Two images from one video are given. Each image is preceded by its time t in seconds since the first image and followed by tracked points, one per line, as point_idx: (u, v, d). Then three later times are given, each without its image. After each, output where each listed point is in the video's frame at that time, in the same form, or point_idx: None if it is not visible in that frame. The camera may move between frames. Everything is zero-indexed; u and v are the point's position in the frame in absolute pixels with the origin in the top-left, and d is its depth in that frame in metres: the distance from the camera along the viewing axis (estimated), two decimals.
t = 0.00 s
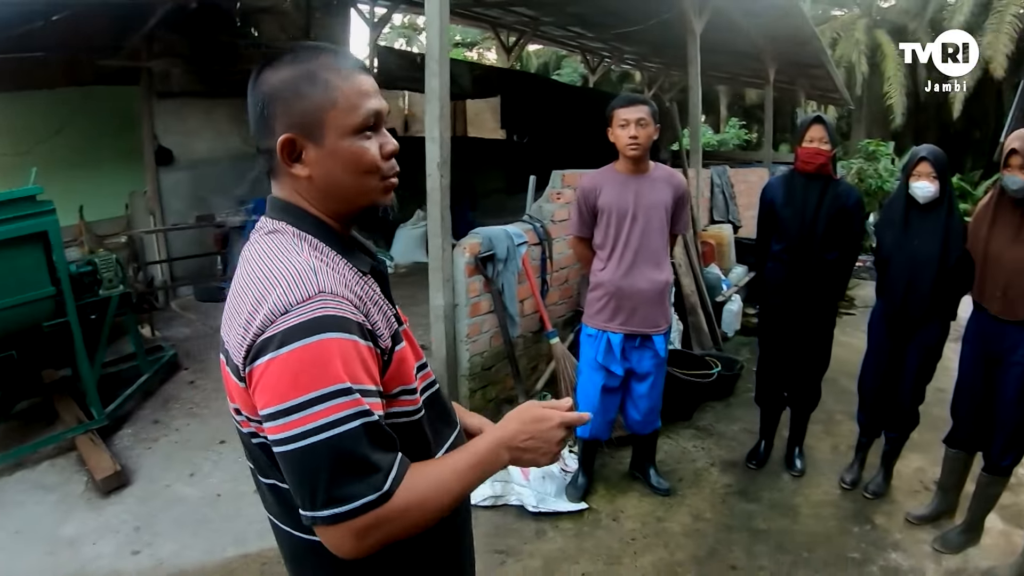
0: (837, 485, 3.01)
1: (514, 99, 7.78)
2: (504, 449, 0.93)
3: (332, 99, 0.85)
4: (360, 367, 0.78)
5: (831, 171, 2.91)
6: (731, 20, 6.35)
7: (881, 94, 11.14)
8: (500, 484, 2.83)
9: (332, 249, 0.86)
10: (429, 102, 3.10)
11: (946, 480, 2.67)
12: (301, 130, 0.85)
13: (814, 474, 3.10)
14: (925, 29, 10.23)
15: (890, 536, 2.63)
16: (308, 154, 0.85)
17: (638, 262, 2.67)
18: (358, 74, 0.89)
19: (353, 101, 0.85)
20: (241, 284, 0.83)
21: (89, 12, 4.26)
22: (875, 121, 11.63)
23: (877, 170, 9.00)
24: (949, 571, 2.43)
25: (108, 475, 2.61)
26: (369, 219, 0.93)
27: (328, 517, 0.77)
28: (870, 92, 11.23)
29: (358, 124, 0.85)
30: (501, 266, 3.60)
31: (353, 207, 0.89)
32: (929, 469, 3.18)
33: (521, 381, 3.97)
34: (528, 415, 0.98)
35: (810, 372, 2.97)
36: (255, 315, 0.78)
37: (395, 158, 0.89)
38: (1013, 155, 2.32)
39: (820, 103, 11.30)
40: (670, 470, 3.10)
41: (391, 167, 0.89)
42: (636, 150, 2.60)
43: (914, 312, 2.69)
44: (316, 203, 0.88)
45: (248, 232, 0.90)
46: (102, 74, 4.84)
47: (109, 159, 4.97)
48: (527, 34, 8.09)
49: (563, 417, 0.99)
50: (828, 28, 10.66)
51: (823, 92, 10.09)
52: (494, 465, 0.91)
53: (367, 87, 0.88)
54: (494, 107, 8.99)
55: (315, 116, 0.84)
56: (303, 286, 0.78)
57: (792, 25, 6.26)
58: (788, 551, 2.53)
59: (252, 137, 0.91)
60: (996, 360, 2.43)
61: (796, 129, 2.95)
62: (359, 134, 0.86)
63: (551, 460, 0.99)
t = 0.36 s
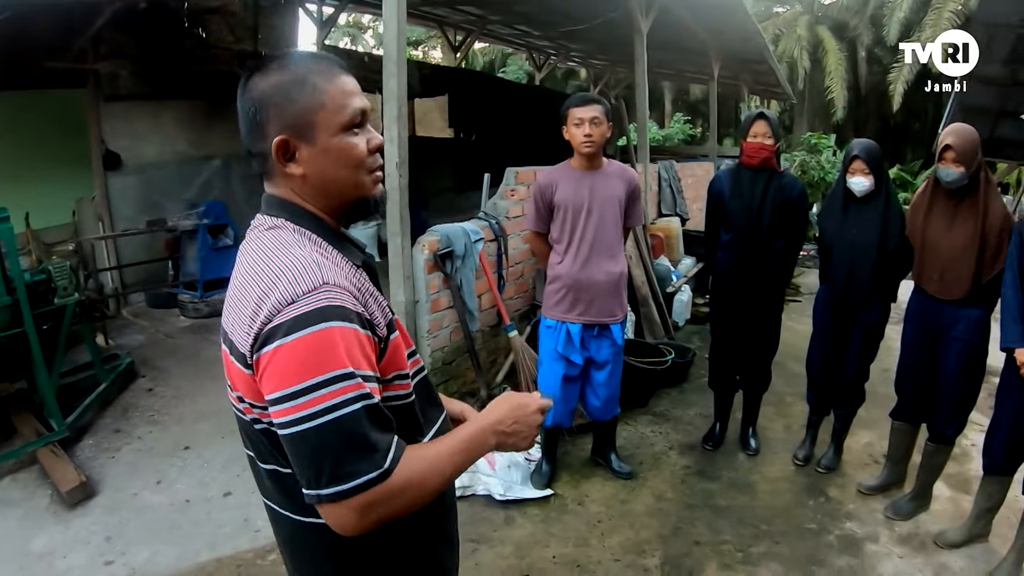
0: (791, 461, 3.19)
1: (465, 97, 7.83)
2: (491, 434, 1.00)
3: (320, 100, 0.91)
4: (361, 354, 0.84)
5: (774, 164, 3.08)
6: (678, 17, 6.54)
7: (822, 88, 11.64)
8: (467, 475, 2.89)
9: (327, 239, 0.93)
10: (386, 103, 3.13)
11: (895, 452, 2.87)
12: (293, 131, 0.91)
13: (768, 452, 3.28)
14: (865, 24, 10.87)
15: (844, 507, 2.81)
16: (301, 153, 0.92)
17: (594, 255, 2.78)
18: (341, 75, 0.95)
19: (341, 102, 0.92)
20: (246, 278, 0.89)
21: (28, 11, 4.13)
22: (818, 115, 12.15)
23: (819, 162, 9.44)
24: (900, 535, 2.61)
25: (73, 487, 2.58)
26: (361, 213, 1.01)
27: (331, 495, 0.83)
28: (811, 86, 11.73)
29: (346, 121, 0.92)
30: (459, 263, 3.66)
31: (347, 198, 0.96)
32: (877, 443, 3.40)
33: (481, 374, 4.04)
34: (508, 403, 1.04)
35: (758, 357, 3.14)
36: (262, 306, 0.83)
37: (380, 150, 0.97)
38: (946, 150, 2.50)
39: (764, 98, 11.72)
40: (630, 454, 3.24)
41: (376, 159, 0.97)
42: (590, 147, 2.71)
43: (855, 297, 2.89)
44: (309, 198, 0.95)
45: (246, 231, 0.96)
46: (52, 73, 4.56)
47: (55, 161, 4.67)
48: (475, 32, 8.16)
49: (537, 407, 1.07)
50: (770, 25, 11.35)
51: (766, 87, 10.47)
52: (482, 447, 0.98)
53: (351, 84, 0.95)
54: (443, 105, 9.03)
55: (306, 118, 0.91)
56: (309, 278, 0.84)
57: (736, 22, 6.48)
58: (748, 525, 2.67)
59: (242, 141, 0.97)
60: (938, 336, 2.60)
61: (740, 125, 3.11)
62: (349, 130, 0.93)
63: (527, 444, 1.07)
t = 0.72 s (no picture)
0: (760, 449, 3.31)
1: (436, 98, 7.87)
2: (491, 426, 1.02)
3: (323, 113, 0.98)
4: (348, 347, 0.91)
5: (737, 162, 3.21)
6: (646, 18, 6.67)
7: (788, 87, 11.92)
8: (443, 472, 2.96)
9: (313, 241, 1.01)
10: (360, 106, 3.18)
11: (860, 438, 3.00)
12: (294, 139, 0.98)
13: (737, 441, 3.40)
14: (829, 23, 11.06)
15: (812, 491, 2.93)
16: (300, 159, 0.99)
17: (564, 252, 2.86)
18: (347, 91, 1.02)
19: (343, 116, 0.99)
20: (238, 279, 0.95)
21: None
22: (785, 115, 12.32)
23: (785, 160, 9.68)
24: (867, 517, 2.73)
25: (54, 493, 2.59)
26: (345, 220, 1.08)
27: (325, 478, 0.89)
28: (776, 86, 12.01)
29: (345, 136, 1.00)
30: (433, 262, 3.72)
31: (335, 207, 1.04)
32: (843, 430, 3.54)
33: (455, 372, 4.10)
34: (524, 399, 1.05)
35: (724, 350, 3.26)
36: (254, 305, 0.90)
37: (370, 167, 1.04)
38: (902, 145, 2.64)
39: (731, 98, 11.97)
40: (603, 446, 3.33)
41: (366, 173, 1.05)
42: (559, 149, 2.79)
43: (815, 289, 3.01)
44: (301, 202, 1.02)
45: (236, 229, 1.03)
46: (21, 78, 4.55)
47: (22, 168, 4.62)
48: (444, 34, 8.23)
49: (555, 408, 1.07)
50: (737, 26, 11.72)
51: (733, 86, 10.68)
52: (483, 440, 1.02)
53: (354, 102, 1.03)
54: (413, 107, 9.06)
55: (308, 128, 0.98)
56: (297, 279, 0.90)
57: (701, 22, 6.62)
58: (719, 511, 2.78)
59: (244, 139, 1.03)
60: (895, 325, 2.73)
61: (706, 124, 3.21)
62: (346, 145, 1.00)
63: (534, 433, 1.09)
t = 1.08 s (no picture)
0: (727, 436, 3.42)
1: (405, 98, 7.90)
2: (463, 415, 1.07)
3: (310, 112, 1.03)
4: (337, 334, 0.96)
5: (699, 158, 3.31)
6: (614, 18, 6.80)
7: (753, 85, 12.19)
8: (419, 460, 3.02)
9: (301, 233, 1.06)
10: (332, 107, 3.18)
11: (824, 422, 3.12)
12: (283, 137, 1.03)
13: (704, 429, 3.50)
14: (795, 23, 11.38)
15: (778, 474, 3.04)
16: (288, 156, 1.04)
17: (533, 246, 2.93)
18: (329, 90, 1.08)
19: (327, 114, 1.05)
20: (232, 268, 1.00)
21: None
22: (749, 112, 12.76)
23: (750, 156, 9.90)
24: (832, 498, 2.85)
25: (33, 496, 2.57)
26: (333, 213, 1.13)
27: (310, 455, 0.94)
28: (741, 84, 12.26)
29: (329, 133, 1.05)
30: (404, 259, 3.74)
31: (322, 201, 1.09)
32: (807, 416, 3.67)
33: (427, 367, 4.13)
34: (491, 391, 1.09)
35: (690, 340, 3.36)
36: (250, 293, 0.95)
37: (353, 161, 1.10)
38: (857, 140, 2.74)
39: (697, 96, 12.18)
40: (574, 436, 3.42)
41: (349, 168, 1.10)
42: (529, 146, 2.85)
43: (773, 279, 3.12)
44: (289, 196, 1.07)
45: (227, 224, 1.08)
46: None
47: None
48: (412, 34, 8.27)
49: (520, 401, 1.11)
50: (704, 24, 11.92)
51: (699, 84, 10.87)
52: (451, 429, 1.06)
53: (337, 101, 1.08)
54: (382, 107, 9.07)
55: (296, 126, 1.03)
56: (291, 270, 0.95)
57: (667, 21, 6.75)
58: (689, 495, 2.87)
59: (234, 139, 1.08)
60: (853, 311, 2.85)
61: (669, 122, 3.29)
62: (331, 142, 1.06)
63: (499, 423, 1.14)
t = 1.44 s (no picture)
0: (698, 424, 3.51)
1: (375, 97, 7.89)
2: (444, 401, 1.08)
3: (299, 110, 1.07)
4: (329, 316, 0.99)
5: (666, 154, 3.39)
6: (583, 18, 6.88)
7: (720, 84, 12.41)
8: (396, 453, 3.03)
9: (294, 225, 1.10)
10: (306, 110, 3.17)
11: (791, 408, 3.22)
12: (274, 133, 1.07)
13: (675, 418, 3.59)
14: (762, 22, 11.58)
15: (748, 460, 3.13)
16: (280, 152, 1.08)
17: (506, 241, 2.94)
18: (316, 89, 1.12)
19: (315, 112, 1.08)
20: (228, 255, 1.03)
21: None
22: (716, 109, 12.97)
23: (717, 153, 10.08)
24: (801, 480, 2.95)
25: (13, 499, 2.55)
26: (321, 205, 1.17)
27: (302, 432, 0.96)
28: (708, 82, 12.47)
29: (317, 129, 1.09)
30: (379, 256, 3.75)
31: (312, 194, 1.13)
32: (776, 404, 3.78)
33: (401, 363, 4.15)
34: (470, 376, 1.11)
35: (661, 332, 3.45)
36: (247, 277, 0.98)
37: (339, 157, 1.13)
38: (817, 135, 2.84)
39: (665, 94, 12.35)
40: (549, 427, 3.48)
41: (336, 163, 1.14)
42: (505, 144, 2.88)
43: (740, 269, 3.22)
44: (279, 191, 1.10)
45: (221, 219, 1.11)
46: None
47: None
48: (381, 33, 8.26)
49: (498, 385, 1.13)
50: (671, 23, 12.07)
51: (666, 82, 11.01)
52: (434, 413, 1.07)
53: (324, 100, 1.12)
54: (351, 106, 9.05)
55: (286, 124, 1.06)
56: (285, 255, 0.99)
57: (636, 21, 6.83)
58: (661, 481, 2.94)
59: (225, 136, 1.11)
60: (817, 298, 2.94)
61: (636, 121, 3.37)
62: (320, 138, 1.09)
63: (477, 410, 1.15)
